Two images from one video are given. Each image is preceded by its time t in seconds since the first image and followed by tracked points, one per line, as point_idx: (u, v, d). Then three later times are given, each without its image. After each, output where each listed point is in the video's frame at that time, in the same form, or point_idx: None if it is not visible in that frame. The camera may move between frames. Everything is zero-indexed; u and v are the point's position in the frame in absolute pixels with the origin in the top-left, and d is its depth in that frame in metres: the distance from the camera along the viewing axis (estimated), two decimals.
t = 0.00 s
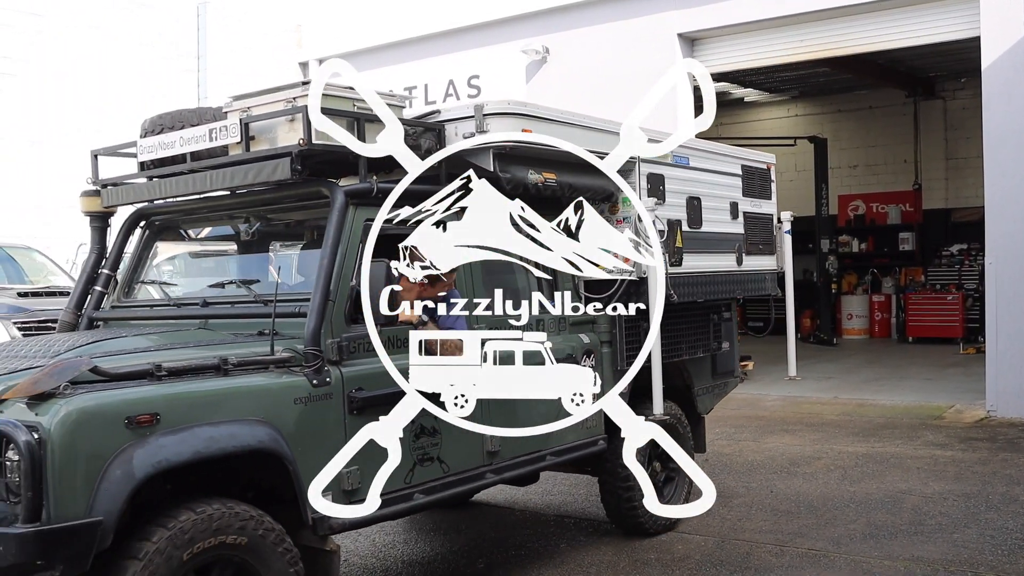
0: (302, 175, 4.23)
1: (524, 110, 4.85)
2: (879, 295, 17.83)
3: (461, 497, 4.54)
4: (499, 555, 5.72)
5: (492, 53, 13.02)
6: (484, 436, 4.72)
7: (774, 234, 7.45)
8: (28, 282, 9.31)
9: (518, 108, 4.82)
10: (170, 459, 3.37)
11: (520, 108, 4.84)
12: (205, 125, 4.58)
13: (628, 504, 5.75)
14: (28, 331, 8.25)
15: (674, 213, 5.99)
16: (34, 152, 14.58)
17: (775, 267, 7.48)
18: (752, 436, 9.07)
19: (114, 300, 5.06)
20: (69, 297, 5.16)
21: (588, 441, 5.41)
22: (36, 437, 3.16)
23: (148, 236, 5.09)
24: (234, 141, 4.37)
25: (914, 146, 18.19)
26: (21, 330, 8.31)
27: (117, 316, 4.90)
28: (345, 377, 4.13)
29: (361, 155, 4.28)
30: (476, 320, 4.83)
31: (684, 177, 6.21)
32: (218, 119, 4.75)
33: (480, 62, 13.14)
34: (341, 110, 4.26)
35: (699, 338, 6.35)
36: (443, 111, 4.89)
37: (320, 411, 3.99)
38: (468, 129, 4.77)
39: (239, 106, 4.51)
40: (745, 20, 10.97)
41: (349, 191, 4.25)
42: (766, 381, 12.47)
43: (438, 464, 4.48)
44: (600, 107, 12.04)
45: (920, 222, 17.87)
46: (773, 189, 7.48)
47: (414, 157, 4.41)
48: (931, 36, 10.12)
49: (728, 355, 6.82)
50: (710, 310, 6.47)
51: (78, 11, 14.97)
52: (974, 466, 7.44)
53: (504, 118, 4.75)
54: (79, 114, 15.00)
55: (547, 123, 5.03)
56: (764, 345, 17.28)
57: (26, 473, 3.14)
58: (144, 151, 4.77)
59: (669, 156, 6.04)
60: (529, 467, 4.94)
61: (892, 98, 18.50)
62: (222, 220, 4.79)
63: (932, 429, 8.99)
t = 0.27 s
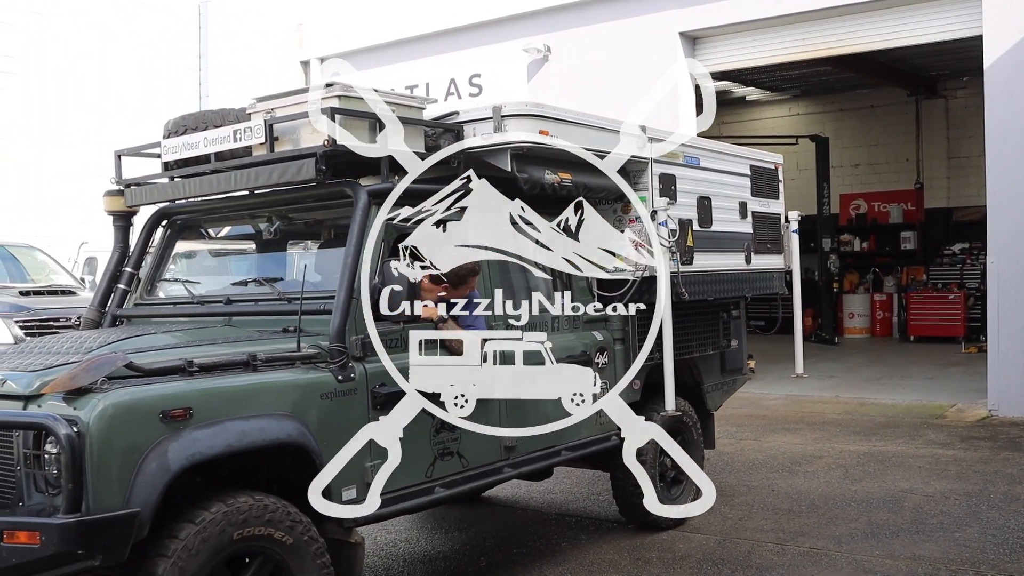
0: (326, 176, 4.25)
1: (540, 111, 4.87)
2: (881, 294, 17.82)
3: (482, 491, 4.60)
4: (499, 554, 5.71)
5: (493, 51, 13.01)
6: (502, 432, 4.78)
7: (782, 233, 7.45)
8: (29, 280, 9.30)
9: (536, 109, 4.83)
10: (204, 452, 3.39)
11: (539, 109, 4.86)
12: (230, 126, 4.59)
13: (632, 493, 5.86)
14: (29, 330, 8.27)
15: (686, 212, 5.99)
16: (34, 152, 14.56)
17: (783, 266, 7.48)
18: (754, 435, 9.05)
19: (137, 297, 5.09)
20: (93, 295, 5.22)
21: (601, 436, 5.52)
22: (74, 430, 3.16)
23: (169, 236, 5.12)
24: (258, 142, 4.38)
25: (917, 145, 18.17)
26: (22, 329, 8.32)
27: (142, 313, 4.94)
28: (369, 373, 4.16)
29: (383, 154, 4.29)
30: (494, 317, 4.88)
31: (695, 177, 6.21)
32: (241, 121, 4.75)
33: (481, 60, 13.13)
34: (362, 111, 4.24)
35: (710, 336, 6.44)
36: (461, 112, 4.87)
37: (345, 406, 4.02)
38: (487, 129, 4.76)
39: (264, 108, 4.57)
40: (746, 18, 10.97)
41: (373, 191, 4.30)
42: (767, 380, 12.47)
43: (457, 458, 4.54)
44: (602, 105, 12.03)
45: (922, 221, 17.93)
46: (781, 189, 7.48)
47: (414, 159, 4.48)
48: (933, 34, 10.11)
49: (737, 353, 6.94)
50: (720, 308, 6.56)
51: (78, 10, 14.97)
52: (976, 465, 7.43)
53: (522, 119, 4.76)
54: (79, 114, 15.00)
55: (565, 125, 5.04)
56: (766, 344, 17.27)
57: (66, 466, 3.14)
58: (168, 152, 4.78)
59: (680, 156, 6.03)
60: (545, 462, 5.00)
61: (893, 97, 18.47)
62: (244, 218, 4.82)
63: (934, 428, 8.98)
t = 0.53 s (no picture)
0: (348, 176, 4.28)
1: (554, 112, 4.97)
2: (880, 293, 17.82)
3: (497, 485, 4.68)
4: (499, 551, 5.73)
5: (493, 50, 13.01)
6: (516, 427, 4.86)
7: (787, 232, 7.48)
8: (28, 278, 9.31)
9: (551, 110, 4.93)
10: (232, 445, 3.42)
11: (553, 110, 4.96)
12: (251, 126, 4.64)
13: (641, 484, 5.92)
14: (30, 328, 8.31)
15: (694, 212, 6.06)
16: (34, 152, 14.57)
17: (787, 265, 7.50)
18: (753, 433, 9.07)
19: (155, 295, 5.17)
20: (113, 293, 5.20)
21: (611, 431, 5.63)
22: (108, 424, 3.19)
23: (187, 234, 5.23)
24: (279, 142, 4.44)
25: (916, 144, 18.17)
26: (23, 327, 8.36)
27: (157, 313, 5.01)
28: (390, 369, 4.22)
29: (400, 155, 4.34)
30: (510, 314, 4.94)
31: (704, 177, 6.29)
32: (261, 121, 4.81)
33: (481, 58, 13.13)
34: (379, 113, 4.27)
35: (716, 333, 6.49)
36: (477, 113, 4.94)
37: (365, 401, 4.08)
38: (502, 129, 4.84)
39: (283, 108, 4.54)
40: (746, 17, 10.97)
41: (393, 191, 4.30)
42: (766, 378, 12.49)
43: (473, 453, 4.62)
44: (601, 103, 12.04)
45: (922, 220, 17.99)
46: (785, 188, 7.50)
47: (414, 158, 4.42)
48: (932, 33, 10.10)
49: (743, 349, 6.94)
50: (726, 306, 6.62)
51: (78, 10, 14.98)
52: (975, 463, 7.44)
53: (537, 120, 4.86)
54: (78, 114, 15.01)
55: (577, 125, 5.16)
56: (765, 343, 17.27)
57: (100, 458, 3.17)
58: (190, 151, 4.84)
59: (690, 156, 6.13)
60: (557, 456, 5.10)
61: (893, 96, 18.47)
62: (261, 217, 4.91)
63: (933, 427, 8.99)
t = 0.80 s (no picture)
0: (366, 173, 4.31)
1: (567, 109, 5.03)
2: (880, 287, 17.80)
3: (511, 475, 4.75)
4: (499, 546, 5.71)
5: (493, 45, 12.98)
6: (529, 418, 4.93)
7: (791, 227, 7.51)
8: (27, 273, 9.30)
9: (563, 107, 4.98)
10: (257, 436, 3.52)
11: (565, 106, 5.01)
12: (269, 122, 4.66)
13: (655, 471, 6.02)
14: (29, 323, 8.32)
15: (701, 207, 6.12)
16: (33, 152, 14.51)
17: (791, 259, 7.54)
18: (753, 428, 9.08)
19: (173, 289, 5.13)
20: (131, 287, 5.30)
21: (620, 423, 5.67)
22: (139, 414, 3.26)
23: (203, 229, 5.19)
24: (297, 138, 4.46)
25: (916, 139, 18.17)
26: (22, 322, 8.40)
27: (174, 306, 5.00)
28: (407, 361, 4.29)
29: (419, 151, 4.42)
30: (522, 307, 5.01)
31: (711, 173, 6.37)
32: (279, 117, 4.72)
33: (481, 53, 13.09)
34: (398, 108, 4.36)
35: (722, 327, 6.55)
36: (490, 110, 4.99)
37: (382, 392, 4.15)
38: (515, 126, 4.91)
39: (300, 104, 4.57)
40: (746, 12, 10.94)
41: (409, 186, 4.35)
42: (766, 373, 12.50)
43: (488, 443, 4.69)
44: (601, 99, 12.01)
45: (922, 215, 17.82)
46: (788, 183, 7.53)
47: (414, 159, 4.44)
48: (931, 27, 10.07)
49: (748, 343, 7.05)
50: (732, 299, 6.70)
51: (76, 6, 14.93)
52: (974, 458, 7.44)
53: (550, 117, 4.92)
54: (76, 111, 14.96)
55: (591, 122, 5.23)
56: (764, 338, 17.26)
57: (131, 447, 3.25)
58: (206, 147, 4.86)
59: (697, 152, 6.23)
60: (569, 447, 5.18)
61: (893, 90, 18.45)
62: (278, 212, 4.90)
63: (932, 421, 9.00)
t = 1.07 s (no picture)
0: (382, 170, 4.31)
1: (579, 108, 5.04)
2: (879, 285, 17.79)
3: (522, 469, 4.80)
4: (497, 543, 5.73)
5: (492, 42, 12.98)
6: (541, 413, 4.98)
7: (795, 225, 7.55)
8: (27, 270, 9.28)
9: (576, 107, 5.00)
10: (280, 429, 3.56)
11: (578, 106, 5.02)
12: (285, 121, 4.67)
13: (662, 470, 5.98)
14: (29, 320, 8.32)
15: (706, 205, 6.17)
16: (32, 151, 14.47)
17: (794, 257, 7.57)
18: (752, 425, 9.10)
19: (188, 286, 5.19)
20: (147, 282, 5.28)
21: (629, 418, 5.70)
22: (165, 408, 3.28)
23: (218, 226, 5.24)
24: (313, 137, 4.45)
25: (915, 136, 18.17)
26: (22, 319, 8.40)
27: (190, 303, 5.04)
28: (423, 356, 4.32)
29: (434, 150, 4.42)
30: (535, 303, 5.11)
31: (716, 172, 6.41)
32: (295, 117, 4.76)
33: (480, 50, 13.08)
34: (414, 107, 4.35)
35: (727, 323, 6.53)
36: (502, 109, 5.01)
37: (400, 387, 4.18)
38: (527, 125, 4.93)
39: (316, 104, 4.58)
40: (745, 9, 10.92)
41: (425, 184, 4.44)
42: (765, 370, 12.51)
43: (500, 438, 4.73)
44: (601, 96, 11.99)
45: (921, 212, 17.86)
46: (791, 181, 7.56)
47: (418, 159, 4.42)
48: (931, 25, 10.06)
49: (751, 339, 7.04)
50: (737, 296, 6.70)
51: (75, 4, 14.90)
52: (973, 455, 7.45)
53: (562, 116, 4.94)
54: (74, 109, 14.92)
55: (602, 121, 5.24)
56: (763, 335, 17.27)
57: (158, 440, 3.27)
58: (223, 146, 4.88)
59: (703, 150, 6.24)
60: (579, 442, 5.23)
61: (893, 88, 18.44)
62: (290, 209, 4.94)
63: (931, 419, 9.00)
